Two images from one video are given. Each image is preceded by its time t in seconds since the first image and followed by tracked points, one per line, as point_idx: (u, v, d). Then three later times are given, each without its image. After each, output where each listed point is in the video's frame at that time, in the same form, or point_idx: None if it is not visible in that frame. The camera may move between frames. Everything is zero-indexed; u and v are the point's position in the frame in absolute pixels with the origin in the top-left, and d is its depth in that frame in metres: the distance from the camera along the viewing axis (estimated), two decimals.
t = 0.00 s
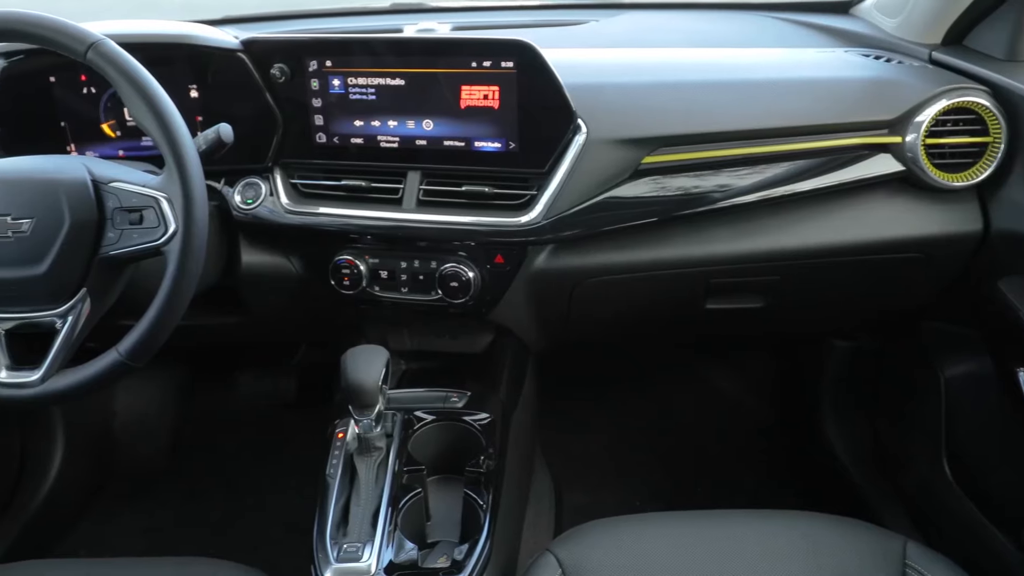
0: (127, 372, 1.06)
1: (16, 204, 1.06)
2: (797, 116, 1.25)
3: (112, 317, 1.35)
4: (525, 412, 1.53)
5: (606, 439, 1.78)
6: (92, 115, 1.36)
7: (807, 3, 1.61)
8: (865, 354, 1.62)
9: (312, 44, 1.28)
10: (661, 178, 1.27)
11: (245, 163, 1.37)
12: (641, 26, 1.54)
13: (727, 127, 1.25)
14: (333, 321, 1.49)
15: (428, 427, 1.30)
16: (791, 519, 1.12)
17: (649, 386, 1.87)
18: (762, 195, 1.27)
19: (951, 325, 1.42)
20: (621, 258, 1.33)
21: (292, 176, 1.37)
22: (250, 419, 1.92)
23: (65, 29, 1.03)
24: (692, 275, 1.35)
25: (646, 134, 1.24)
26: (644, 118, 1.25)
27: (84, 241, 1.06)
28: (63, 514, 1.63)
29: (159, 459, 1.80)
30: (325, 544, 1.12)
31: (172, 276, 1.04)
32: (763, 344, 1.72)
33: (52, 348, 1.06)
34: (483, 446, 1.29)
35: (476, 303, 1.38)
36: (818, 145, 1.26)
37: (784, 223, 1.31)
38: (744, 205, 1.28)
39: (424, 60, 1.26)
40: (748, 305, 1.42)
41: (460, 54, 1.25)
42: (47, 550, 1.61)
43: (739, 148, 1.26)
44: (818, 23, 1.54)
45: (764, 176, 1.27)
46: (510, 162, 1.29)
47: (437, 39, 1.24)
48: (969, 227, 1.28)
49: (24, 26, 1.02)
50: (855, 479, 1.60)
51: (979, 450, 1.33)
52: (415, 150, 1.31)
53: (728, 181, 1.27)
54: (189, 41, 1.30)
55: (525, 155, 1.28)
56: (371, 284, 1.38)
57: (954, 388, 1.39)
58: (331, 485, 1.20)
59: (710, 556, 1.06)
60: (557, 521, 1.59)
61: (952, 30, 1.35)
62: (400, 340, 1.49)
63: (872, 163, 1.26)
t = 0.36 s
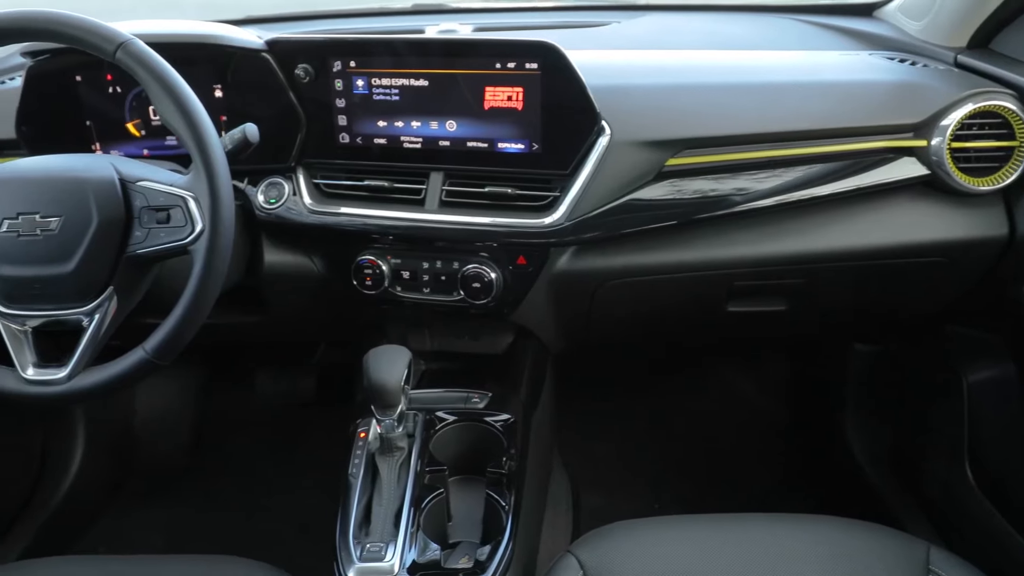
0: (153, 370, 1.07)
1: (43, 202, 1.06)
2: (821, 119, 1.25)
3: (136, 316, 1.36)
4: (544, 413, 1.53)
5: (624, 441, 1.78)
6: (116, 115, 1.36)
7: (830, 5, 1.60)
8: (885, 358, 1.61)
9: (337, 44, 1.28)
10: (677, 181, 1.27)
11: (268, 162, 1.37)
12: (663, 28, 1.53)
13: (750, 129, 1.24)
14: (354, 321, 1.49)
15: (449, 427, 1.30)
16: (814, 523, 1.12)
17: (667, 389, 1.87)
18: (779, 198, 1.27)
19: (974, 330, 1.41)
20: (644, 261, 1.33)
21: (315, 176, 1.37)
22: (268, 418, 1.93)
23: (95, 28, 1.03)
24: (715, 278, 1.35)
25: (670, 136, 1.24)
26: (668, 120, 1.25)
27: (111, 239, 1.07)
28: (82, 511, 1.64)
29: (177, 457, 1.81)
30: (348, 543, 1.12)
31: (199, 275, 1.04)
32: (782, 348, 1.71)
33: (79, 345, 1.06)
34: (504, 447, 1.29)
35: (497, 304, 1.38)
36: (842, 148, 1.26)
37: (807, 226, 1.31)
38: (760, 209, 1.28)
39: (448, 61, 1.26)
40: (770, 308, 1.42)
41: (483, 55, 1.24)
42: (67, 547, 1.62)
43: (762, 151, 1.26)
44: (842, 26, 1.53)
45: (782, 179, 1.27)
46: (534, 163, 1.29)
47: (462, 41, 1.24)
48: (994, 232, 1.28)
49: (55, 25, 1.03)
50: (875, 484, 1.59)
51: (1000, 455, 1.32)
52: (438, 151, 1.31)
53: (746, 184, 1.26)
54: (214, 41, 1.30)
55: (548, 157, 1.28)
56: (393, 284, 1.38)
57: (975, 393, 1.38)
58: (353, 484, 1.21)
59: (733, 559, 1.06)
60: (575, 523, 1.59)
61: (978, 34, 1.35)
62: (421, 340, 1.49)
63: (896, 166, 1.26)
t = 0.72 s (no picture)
0: (178, 368, 1.08)
1: (70, 200, 1.07)
2: (844, 122, 1.25)
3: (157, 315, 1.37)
4: (563, 415, 1.53)
5: (640, 443, 1.78)
6: (139, 113, 1.36)
7: (852, 7, 1.59)
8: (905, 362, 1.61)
9: (360, 45, 1.29)
10: (692, 184, 1.26)
11: (288, 162, 1.37)
12: (684, 29, 1.53)
13: (773, 132, 1.24)
14: (374, 320, 1.49)
15: (470, 428, 1.30)
16: (836, 528, 1.12)
17: (684, 391, 1.86)
18: (791, 204, 1.27)
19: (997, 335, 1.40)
20: (665, 263, 1.33)
21: (336, 176, 1.37)
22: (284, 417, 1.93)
23: (122, 28, 1.04)
24: (736, 281, 1.34)
25: (692, 138, 1.24)
26: (690, 123, 1.25)
27: (137, 238, 1.07)
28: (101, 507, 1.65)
29: (194, 455, 1.81)
30: (370, 542, 1.13)
31: (224, 274, 1.04)
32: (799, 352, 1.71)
33: (104, 343, 1.07)
34: (524, 450, 1.28)
35: (517, 305, 1.38)
36: (865, 151, 1.25)
37: (829, 229, 1.30)
38: (773, 214, 1.27)
39: (471, 62, 1.26)
40: (790, 311, 1.41)
41: (506, 56, 1.24)
42: (86, 543, 1.63)
43: (783, 154, 1.25)
44: (865, 28, 1.52)
45: (801, 183, 1.26)
46: (555, 164, 1.29)
47: (486, 42, 1.24)
48: (1017, 236, 1.27)
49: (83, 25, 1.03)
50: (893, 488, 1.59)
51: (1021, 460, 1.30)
52: (460, 152, 1.32)
53: (761, 189, 1.26)
54: (237, 41, 1.30)
55: (570, 158, 1.28)
56: (413, 285, 1.38)
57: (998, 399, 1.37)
58: (374, 484, 1.21)
59: (755, 562, 1.05)
60: (592, 525, 1.59)
61: (1003, 37, 1.34)
62: (440, 340, 1.48)
63: (919, 170, 1.25)
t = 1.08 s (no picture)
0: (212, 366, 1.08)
1: (108, 198, 1.07)
2: (877, 126, 1.24)
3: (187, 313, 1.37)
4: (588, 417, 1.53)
5: (663, 446, 1.77)
6: (172, 112, 1.37)
7: (882, 9, 1.58)
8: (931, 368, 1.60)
9: (393, 46, 1.29)
10: (722, 188, 1.26)
11: (320, 162, 1.37)
12: (713, 31, 1.52)
13: (806, 136, 1.24)
14: (402, 320, 1.50)
15: (499, 429, 1.30)
16: (866, 534, 1.11)
17: (708, 394, 1.86)
18: (813, 210, 1.26)
19: None
20: (695, 266, 1.32)
21: (366, 176, 1.38)
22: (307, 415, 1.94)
23: (160, 27, 1.04)
24: (766, 285, 1.34)
25: (725, 141, 1.24)
26: (723, 126, 1.24)
27: (174, 237, 1.08)
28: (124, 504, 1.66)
29: (218, 452, 1.82)
30: (400, 543, 1.13)
31: (260, 272, 1.05)
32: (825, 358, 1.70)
33: (139, 341, 1.08)
34: (553, 453, 1.28)
35: (546, 308, 1.38)
36: (898, 155, 1.25)
37: (860, 234, 1.29)
38: (800, 219, 1.27)
39: (504, 63, 1.26)
40: (820, 316, 1.41)
41: (539, 58, 1.25)
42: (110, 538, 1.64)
43: (815, 158, 1.25)
44: (896, 31, 1.51)
45: (834, 187, 1.26)
46: (586, 166, 1.29)
47: (518, 43, 1.24)
48: None
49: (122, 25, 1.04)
50: (920, 495, 1.58)
51: None
52: (491, 153, 1.32)
53: (783, 194, 1.26)
54: (271, 41, 1.30)
55: (601, 160, 1.28)
56: (442, 285, 1.38)
57: None
58: (404, 484, 1.21)
59: (785, 569, 1.05)
60: (615, 527, 1.59)
61: None
62: (467, 340, 1.48)
63: (952, 175, 1.25)
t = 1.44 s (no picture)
0: (245, 366, 1.08)
1: (145, 198, 1.08)
2: (912, 131, 1.23)
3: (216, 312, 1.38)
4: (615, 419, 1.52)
5: (687, 449, 1.77)
6: (204, 112, 1.38)
7: (915, 13, 1.57)
8: (960, 375, 1.58)
9: (425, 47, 1.29)
10: (756, 191, 1.26)
11: (351, 163, 1.38)
12: (744, 34, 1.52)
13: (840, 140, 1.23)
14: (429, 320, 1.50)
15: (528, 431, 1.30)
16: (897, 541, 1.10)
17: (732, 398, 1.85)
18: (835, 216, 1.26)
19: None
20: (726, 270, 1.32)
21: (396, 177, 1.38)
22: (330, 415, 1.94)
23: (199, 28, 1.05)
24: (797, 289, 1.33)
25: (758, 145, 1.23)
26: (755, 129, 1.24)
27: (210, 236, 1.08)
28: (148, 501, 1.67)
29: (241, 450, 1.83)
30: (431, 544, 1.14)
31: (295, 272, 1.05)
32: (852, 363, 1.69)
33: (173, 340, 1.08)
34: (582, 456, 1.28)
35: (575, 310, 1.38)
36: (932, 161, 1.24)
37: (893, 239, 1.28)
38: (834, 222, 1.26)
39: (537, 65, 1.26)
40: (850, 321, 1.41)
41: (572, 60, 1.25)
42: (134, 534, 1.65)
43: (848, 162, 1.24)
44: (928, 35, 1.51)
45: (867, 191, 1.25)
46: (618, 168, 1.29)
47: (551, 46, 1.24)
48: None
49: (162, 26, 1.04)
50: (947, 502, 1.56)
51: None
52: (522, 155, 1.32)
53: (807, 199, 1.25)
54: (304, 42, 1.31)
55: (633, 163, 1.28)
56: (472, 287, 1.38)
57: None
58: (433, 485, 1.22)
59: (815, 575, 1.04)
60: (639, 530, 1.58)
61: None
62: (494, 342, 1.47)
63: (987, 181, 1.25)
